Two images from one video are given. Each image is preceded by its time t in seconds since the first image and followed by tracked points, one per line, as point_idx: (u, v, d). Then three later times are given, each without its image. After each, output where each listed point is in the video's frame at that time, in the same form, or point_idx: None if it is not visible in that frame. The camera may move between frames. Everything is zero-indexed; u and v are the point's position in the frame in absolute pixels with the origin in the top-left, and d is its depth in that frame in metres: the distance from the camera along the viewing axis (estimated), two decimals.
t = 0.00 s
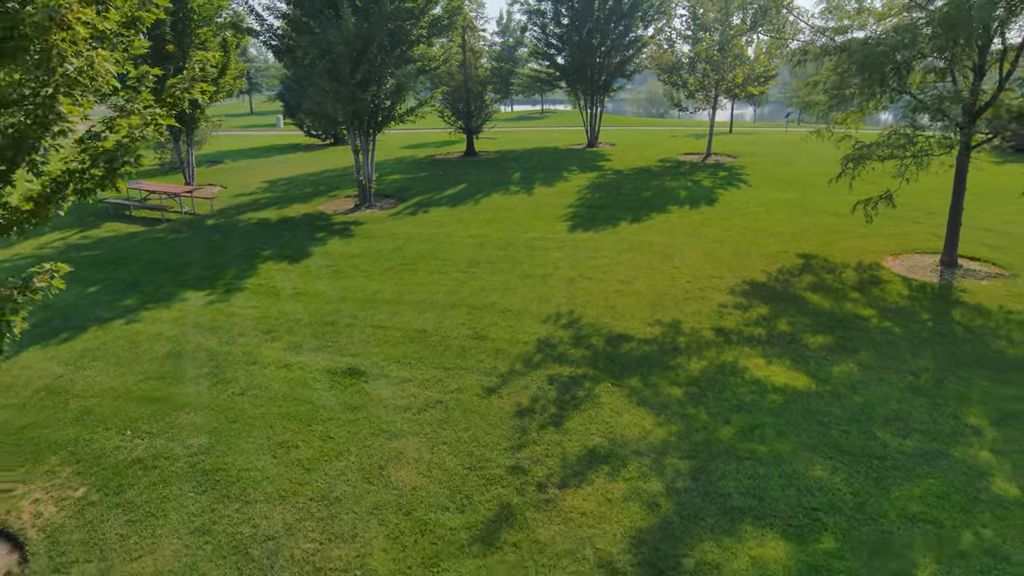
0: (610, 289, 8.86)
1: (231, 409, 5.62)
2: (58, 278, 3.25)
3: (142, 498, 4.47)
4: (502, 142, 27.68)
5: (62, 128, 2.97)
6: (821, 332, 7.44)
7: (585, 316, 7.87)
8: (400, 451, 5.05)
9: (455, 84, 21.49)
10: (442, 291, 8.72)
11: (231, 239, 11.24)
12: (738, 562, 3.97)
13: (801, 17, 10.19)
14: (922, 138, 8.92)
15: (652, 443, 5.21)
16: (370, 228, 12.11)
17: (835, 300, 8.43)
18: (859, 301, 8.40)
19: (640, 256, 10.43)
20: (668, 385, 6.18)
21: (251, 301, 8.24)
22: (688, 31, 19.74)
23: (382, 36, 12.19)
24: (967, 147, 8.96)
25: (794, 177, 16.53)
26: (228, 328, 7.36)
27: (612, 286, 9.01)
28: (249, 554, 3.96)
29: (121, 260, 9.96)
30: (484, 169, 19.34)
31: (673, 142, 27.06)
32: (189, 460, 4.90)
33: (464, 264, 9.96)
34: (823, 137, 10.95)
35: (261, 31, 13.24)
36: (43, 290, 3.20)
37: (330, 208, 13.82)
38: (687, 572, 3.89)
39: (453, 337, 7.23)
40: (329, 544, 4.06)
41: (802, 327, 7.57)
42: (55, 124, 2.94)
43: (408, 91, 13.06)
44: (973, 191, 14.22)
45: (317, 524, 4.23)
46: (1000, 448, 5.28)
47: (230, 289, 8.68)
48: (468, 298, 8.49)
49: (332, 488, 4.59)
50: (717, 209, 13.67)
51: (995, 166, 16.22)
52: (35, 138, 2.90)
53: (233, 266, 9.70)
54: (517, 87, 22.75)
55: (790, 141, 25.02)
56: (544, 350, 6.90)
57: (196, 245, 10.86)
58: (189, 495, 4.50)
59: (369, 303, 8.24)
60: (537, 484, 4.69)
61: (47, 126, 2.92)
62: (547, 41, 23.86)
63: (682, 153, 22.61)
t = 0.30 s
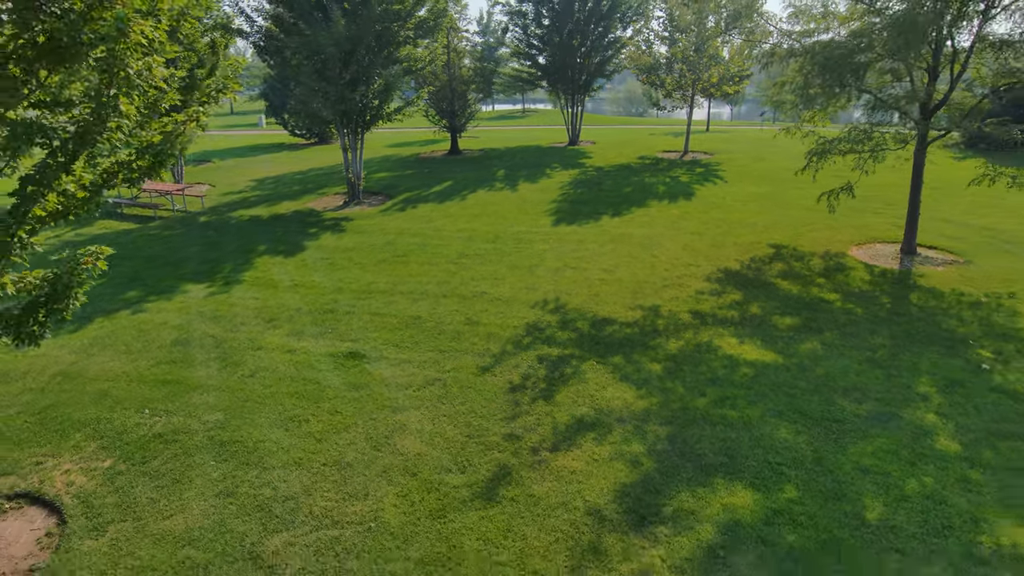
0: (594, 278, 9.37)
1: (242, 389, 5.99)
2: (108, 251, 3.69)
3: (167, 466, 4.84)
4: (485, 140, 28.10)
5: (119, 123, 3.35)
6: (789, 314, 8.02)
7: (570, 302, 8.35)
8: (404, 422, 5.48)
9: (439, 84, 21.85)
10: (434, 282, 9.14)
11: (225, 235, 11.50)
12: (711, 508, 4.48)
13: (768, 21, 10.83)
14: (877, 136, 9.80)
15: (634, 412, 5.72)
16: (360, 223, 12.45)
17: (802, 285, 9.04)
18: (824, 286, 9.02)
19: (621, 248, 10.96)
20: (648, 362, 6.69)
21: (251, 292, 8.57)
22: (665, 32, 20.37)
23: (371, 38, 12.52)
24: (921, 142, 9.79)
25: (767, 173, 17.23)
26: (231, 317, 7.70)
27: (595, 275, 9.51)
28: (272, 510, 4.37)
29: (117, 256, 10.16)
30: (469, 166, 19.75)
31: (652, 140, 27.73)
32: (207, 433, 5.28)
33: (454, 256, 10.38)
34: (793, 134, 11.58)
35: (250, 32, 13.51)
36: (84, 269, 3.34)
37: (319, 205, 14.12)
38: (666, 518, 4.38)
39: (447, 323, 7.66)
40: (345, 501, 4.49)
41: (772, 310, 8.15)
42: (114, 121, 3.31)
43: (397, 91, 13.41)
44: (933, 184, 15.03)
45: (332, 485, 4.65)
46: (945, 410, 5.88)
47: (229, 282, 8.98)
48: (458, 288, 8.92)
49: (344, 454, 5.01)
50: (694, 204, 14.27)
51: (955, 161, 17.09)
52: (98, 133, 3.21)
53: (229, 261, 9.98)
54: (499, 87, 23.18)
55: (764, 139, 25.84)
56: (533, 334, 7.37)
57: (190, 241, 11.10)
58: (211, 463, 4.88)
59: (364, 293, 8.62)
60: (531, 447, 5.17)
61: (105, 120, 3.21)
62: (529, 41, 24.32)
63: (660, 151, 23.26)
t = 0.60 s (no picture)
0: (578, 268, 9.85)
1: (250, 373, 6.36)
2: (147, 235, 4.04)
3: (188, 441, 5.20)
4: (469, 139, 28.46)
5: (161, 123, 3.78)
6: (761, 300, 8.60)
7: (557, 291, 8.83)
8: (406, 400, 5.91)
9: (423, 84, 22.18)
10: (426, 274, 9.55)
11: (218, 232, 11.75)
12: (688, 467, 4.98)
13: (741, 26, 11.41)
14: (840, 132, 10.45)
15: (619, 387, 6.21)
16: (351, 220, 12.78)
17: (773, 274, 9.64)
18: (794, 274, 9.62)
19: (604, 241, 11.47)
20: (631, 344, 7.19)
21: (250, 285, 8.89)
22: (644, 34, 20.95)
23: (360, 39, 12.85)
24: (883, 138, 10.40)
25: (742, 169, 17.92)
26: (233, 309, 8.02)
27: (580, 266, 10.00)
28: (291, 476, 4.77)
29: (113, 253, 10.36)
30: (454, 165, 20.14)
31: (632, 138, 28.36)
32: (222, 412, 5.64)
33: (444, 250, 10.78)
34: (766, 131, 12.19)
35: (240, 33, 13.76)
36: (132, 251, 3.72)
37: (309, 203, 14.41)
38: (648, 476, 4.88)
39: (441, 311, 8.08)
40: (357, 467, 4.90)
41: (745, 296, 8.72)
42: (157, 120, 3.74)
43: (385, 91, 13.74)
44: (898, 179, 15.82)
45: (344, 454, 5.06)
46: (899, 381, 6.48)
47: (227, 276, 9.28)
48: (450, 279, 9.34)
49: (352, 427, 5.42)
50: (673, 199, 14.85)
51: (918, 157, 17.95)
52: (143, 132, 3.63)
53: (225, 256, 10.26)
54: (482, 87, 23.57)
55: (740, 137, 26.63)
56: (523, 320, 7.83)
57: (185, 238, 11.34)
58: (228, 438, 5.25)
59: (360, 285, 8.99)
60: (524, 419, 5.63)
61: (150, 120, 3.64)
62: (511, 42, 24.76)
63: (640, 149, 23.87)
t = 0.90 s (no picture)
0: (565, 261, 10.34)
1: (258, 359, 6.73)
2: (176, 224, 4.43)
3: (205, 420, 5.57)
4: (453, 139, 28.82)
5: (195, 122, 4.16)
6: (735, 288, 9.16)
7: (545, 282, 9.30)
8: (408, 381, 6.34)
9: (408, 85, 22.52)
10: (419, 268, 9.95)
11: (212, 230, 12.00)
12: (669, 435, 5.49)
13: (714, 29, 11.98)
14: (807, 130, 11.11)
15: (605, 367, 6.70)
16: (342, 216, 13.11)
17: (748, 264, 10.22)
18: (767, 264, 10.22)
19: (588, 235, 11.97)
20: (615, 329, 7.69)
21: (249, 279, 9.21)
22: (623, 36, 21.55)
23: (349, 42, 13.20)
24: (849, 136, 11.06)
25: (719, 166, 18.58)
26: (235, 301, 8.35)
27: (566, 258, 10.49)
28: (306, 449, 5.17)
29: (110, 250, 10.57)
30: (440, 163, 20.52)
31: (613, 137, 28.99)
32: (235, 394, 6.01)
33: (435, 245, 11.18)
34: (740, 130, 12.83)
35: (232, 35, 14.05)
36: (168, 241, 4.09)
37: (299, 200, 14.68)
38: (633, 443, 5.37)
39: (435, 302, 8.50)
40: (367, 440, 5.32)
41: (721, 284, 9.29)
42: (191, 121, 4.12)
43: (374, 92, 14.11)
44: (866, 175, 16.59)
45: (353, 429, 5.47)
46: (860, 358, 7.07)
47: (226, 271, 9.59)
48: (442, 272, 9.76)
49: (359, 406, 5.83)
50: (653, 195, 15.43)
51: (885, 153, 18.81)
52: (179, 130, 4.00)
53: (220, 253, 10.54)
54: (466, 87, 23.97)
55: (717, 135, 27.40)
56: (513, 309, 8.29)
57: (179, 236, 11.56)
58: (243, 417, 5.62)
59: (356, 279, 9.37)
60: (519, 396, 6.10)
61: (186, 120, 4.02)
62: (494, 43, 25.20)
63: (621, 147, 24.47)
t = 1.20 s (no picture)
0: (552, 254, 10.81)
1: (265, 347, 7.08)
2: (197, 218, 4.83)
3: (220, 403, 5.92)
4: (437, 138, 29.14)
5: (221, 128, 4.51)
6: (713, 277, 9.72)
7: (534, 274, 9.76)
8: (409, 365, 6.76)
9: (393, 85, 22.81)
10: (413, 262, 10.34)
11: (206, 228, 12.24)
12: (653, 409, 5.98)
13: (692, 31, 12.48)
14: (777, 129, 11.79)
15: (593, 350, 7.18)
16: (334, 214, 13.43)
17: (725, 255, 10.80)
18: (743, 256, 10.81)
19: (573, 229, 12.46)
20: (602, 316, 8.18)
21: (249, 274, 9.53)
22: (604, 37, 22.11)
23: (338, 44, 13.51)
24: (818, 134, 11.71)
25: (698, 164, 19.23)
26: (237, 294, 8.68)
27: (553, 252, 10.97)
28: (317, 426, 5.56)
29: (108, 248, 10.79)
30: (427, 162, 20.87)
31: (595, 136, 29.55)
32: (247, 379, 6.38)
33: (426, 241, 11.57)
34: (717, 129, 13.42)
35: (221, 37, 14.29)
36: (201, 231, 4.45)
37: (290, 199, 14.96)
38: (620, 416, 5.86)
39: (430, 293, 8.92)
40: (374, 417, 5.72)
41: (700, 274, 9.84)
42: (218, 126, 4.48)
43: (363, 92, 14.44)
44: (836, 171, 17.36)
45: (361, 407, 5.88)
46: (827, 339, 7.66)
47: (225, 266, 9.88)
48: (435, 266, 10.17)
49: (365, 388, 6.24)
50: (635, 192, 15.99)
51: (854, 151, 19.63)
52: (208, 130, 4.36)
53: (217, 250, 10.81)
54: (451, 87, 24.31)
55: (695, 134, 28.12)
56: (505, 299, 8.74)
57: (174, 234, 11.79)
58: (256, 399, 6.00)
59: (352, 273, 9.73)
60: (515, 377, 6.55)
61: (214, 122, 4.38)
62: (478, 44, 25.59)
63: (603, 146, 25.05)
